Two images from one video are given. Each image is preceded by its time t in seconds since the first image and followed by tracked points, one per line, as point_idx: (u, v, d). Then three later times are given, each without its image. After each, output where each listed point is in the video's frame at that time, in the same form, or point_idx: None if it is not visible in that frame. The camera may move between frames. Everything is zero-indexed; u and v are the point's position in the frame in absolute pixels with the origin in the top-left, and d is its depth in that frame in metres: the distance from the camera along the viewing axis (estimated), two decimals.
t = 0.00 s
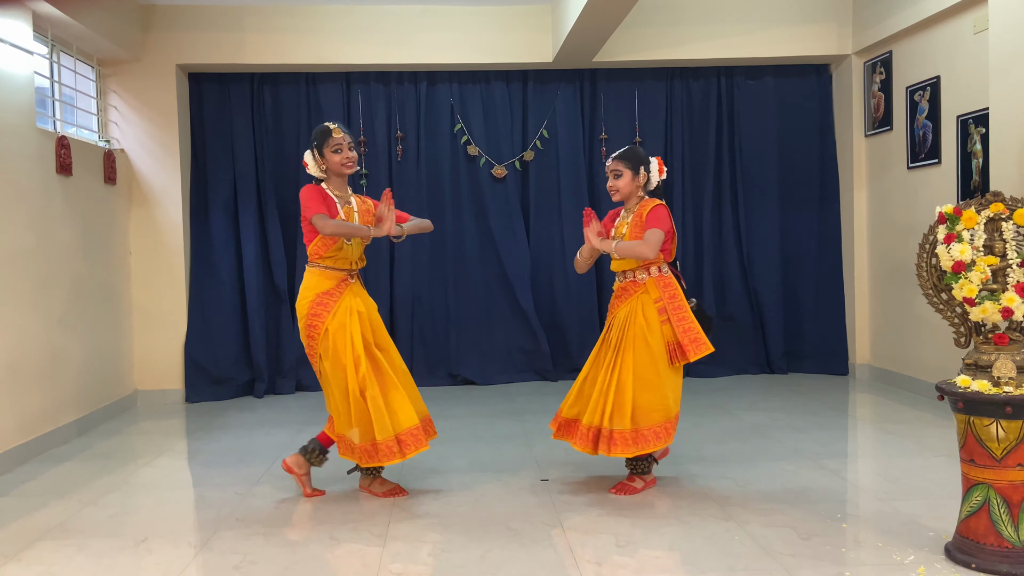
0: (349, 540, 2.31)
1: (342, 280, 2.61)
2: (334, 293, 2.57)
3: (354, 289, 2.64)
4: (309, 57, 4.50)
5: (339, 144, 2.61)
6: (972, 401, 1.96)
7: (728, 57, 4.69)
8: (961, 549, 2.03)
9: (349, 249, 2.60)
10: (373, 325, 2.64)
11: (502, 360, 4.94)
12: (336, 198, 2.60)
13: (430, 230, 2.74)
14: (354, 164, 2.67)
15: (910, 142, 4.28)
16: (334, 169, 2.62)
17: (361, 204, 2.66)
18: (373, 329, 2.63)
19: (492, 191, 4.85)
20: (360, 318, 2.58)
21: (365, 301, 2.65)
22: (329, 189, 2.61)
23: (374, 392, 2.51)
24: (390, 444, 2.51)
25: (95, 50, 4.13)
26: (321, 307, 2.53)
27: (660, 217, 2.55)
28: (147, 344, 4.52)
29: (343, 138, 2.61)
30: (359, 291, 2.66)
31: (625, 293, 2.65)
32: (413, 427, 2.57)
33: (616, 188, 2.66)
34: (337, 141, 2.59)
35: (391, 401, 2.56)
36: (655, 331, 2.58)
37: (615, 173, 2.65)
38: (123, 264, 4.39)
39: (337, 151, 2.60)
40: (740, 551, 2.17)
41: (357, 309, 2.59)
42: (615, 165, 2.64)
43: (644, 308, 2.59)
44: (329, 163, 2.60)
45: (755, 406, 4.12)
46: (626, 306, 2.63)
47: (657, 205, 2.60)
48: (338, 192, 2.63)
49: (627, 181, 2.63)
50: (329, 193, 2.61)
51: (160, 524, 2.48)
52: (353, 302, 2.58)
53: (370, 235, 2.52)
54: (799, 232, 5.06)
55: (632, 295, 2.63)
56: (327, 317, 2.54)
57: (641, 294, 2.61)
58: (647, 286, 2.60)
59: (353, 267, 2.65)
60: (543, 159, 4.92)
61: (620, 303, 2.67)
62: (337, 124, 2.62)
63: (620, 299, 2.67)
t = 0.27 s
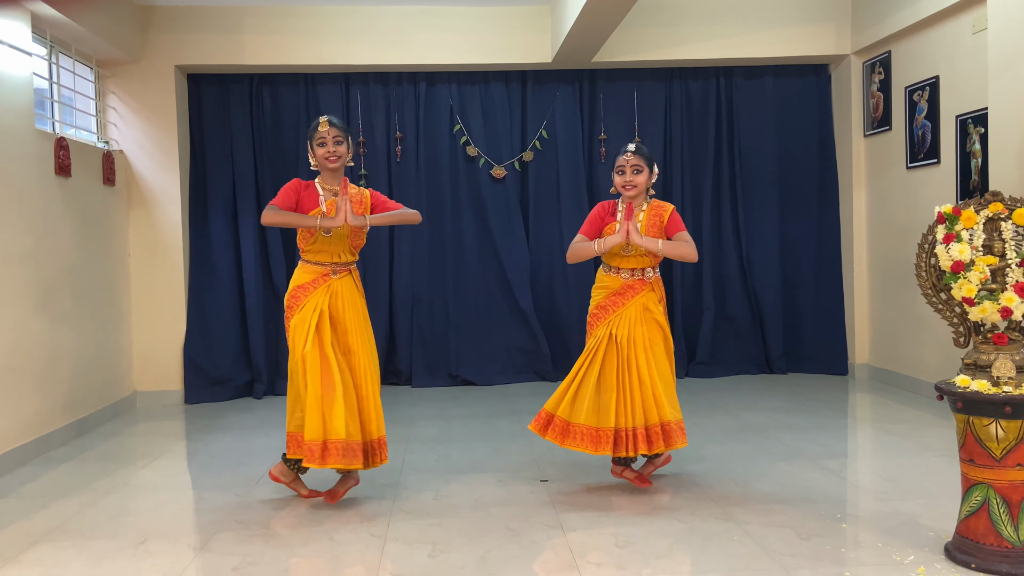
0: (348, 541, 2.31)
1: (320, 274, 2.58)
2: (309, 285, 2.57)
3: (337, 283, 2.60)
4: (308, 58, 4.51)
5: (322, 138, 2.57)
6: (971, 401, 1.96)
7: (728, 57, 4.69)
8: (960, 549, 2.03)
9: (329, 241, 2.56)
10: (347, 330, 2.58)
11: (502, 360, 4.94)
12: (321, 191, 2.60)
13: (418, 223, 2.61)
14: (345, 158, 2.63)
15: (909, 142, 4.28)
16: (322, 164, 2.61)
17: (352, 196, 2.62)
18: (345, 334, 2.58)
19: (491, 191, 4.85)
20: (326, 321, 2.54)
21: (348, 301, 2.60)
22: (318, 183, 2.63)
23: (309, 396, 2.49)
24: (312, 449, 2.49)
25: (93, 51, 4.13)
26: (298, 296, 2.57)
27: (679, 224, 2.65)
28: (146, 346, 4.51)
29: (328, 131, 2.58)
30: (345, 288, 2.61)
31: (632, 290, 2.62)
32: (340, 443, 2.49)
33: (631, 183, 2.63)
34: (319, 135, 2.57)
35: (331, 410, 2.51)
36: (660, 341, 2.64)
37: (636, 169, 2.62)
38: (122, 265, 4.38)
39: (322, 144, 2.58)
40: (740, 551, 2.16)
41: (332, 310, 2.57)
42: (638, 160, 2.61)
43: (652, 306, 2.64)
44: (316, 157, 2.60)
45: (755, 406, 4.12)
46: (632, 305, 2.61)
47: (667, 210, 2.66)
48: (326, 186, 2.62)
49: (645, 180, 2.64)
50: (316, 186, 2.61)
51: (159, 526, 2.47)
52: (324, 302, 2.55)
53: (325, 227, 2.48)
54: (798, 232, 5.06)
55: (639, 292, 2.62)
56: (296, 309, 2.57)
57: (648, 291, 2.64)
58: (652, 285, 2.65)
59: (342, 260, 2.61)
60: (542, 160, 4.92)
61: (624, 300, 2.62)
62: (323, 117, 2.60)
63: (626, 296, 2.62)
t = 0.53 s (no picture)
0: (347, 542, 2.30)
1: (317, 283, 2.56)
2: (307, 294, 2.55)
3: (333, 292, 2.55)
4: (307, 59, 4.51)
5: (322, 148, 2.56)
6: (970, 401, 1.96)
7: (727, 57, 4.69)
8: (960, 549, 2.03)
9: (328, 251, 2.53)
10: (336, 343, 2.51)
11: (501, 361, 4.93)
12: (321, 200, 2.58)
13: (412, 230, 2.56)
14: (347, 166, 2.60)
15: (908, 142, 4.29)
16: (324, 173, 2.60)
17: (353, 204, 2.58)
18: (331, 348, 2.51)
19: (490, 192, 4.85)
20: (314, 333, 2.49)
21: (341, 314, 2.53)
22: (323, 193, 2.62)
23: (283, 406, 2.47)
24: (274, 460, 2.47)
25: (92, 52, 4.13)
26: (296, 305, 2.57)
27: (679, 230, 2.69)
28: (145, 347, 4.51)
29: (329, 141, 2.56)
30: (340, 299, 2.55)
31: (636, 294, 2.61)
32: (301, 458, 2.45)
33: (635, 180, 2.63)
34: (321, 144, 2.56)
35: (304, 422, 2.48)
36: (663, 349, 2.66)
37: (639, 166, 2.64)
38: (121, 266, 4.38)
39: (322, 154, 2.56)
40: (739, 551, 2.16)
41: (323, 322, 2.51)
42: (641, 158, 2.63)
43: (653, 309, 2.65)
44: (319, 166, 2.59)
45: (755, 406, 4.12)
46: (638, 310, 2.59)
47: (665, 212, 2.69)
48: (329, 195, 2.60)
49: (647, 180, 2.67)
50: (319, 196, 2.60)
51: (158, 527, 2.47)
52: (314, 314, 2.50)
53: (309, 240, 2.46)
54: (797, 232, 5.06)
55: (643, 295, 2.62)
56: (294, 316, 2.56)
57: (648, 295, 2.65)
58: (651, 288, 2.67)
59: (340, 269, 2.57)
60: (541, 160, 4.92)
61: (631, 304, 2.59)
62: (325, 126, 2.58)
63: (631, 299, 2.60)
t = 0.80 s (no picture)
0: (347, 542, 2.30)
1: (338, 271, 2.57)
2: (328, 282, 2.57)
3: (353, 280, 2.56)
4: (306, 59, 4.51)
5: (334, 135, 2.56)
6: (969, 401, 1.96)
7: (727, 57, 4.69)
8: (959, 549, 2.03)
9: (346, 239, 2.54)
10: (351, 332, 2.52)
11: (501, 361, 4.94)
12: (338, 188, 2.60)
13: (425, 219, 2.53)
14: (361, 152, 2.61)
15: (907, 143, 4.29)
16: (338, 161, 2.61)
17: (369, 190, 2.60)
18: (346, 336, 2.52)
19: (489, 192, 4.85)
20: (331, 321, 2.51)
21: (360, 303, 2.54)
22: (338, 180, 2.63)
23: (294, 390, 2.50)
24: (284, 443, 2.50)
25: (91, 53, 4.13)
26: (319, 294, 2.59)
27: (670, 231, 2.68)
28: (145, 347, 4.51)
29: (341, 127, 2.56)
30: (361, 288, 2.55)
31: (632, 291, 2.61)
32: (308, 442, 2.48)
33: (628, 177, 2.63)
34: (332, 130, 2.56)
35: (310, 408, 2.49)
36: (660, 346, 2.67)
37: (631, 163, 2.64)
38: (120, 267, 4.37)
39: (335, 141, 2.57)
40: (739, 552, 2.16)
41: (341, 309, 2.53)
42: (633, 155, 2.63)
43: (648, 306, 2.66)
44: (333, 153, 2.59)
45: (754, 406, 4.12)
46: (636, 307, 2.60)
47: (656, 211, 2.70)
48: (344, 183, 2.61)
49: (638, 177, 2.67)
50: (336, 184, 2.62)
51: (158, 528, 2.47)
52: (333, 301, 2.52)
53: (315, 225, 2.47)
54: (797, 232, 5.06)
55: (639, 292, 2.63)
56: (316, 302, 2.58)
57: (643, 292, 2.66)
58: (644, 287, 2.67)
59: (360, 258, 2.57)
60: (541, 161, 4.92)
61: (630, 301, 2.59)
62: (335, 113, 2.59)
63: (629, 297, 2.60)
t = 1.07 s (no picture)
0: (347, 542, 2.30)
1: (359, 278, 2.61)
2: (350, 288, 2.61)
3: (374, 286, 2.58)
4: (306, 60, 4.51)
5: (345, 148, 2.57)
6: (969, 402, 1.96)
7: (726, 57, 4.69)
8: (959, 549, 2.03)
9: (365, 249, 2.56)
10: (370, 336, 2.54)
11: (501, 361, 4.94)
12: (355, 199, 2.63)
13: (440, 238, 2.52)
14: (373, 161, 2.62)
15: (907, 143, 4.29)
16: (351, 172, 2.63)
17: (384, 196, 2.61)
18: (363, 338, 2.54)
19: (489, 192, 4.85)
20: (350, 323, 2.53)
21: (379, 307, 2.55)
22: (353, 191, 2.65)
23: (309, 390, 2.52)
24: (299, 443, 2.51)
25: (91, 53, 4.13)
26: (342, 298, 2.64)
27: (695, 218, 2.60)
28: (144, 347, 4.51)
29: (351, 138, 2.56)
30: (381, 292, 2.57)
31: (640, 290, 2.60)
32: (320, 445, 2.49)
33: (625, 175, 2.59)
34: (342, 143, 2.57)
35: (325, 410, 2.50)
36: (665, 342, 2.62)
37: (625, 163, 2.60)
38: (120, 267, 4.37)
39: (347, 152, 2.58)
40: (738, 552, 2.17)
41: (359, 312, 2.55)
42: (623, 155, 2.60)
43: (658, 304, 2.64)
44: (345, 164, 2.61)
45: (753, 407, 4.12)
46: (642, 304, 2.60)
47: (673, 203, 2.62)
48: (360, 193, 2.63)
49: (639, 173, 2.62)
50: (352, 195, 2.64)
51: (158, 528, 2.47)
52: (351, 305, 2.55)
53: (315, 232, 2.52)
54: (797, 233, 5.06)
55: (648, 291, 2.61)
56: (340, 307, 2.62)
57: (655, 291, 2.64)
58: (659, 285, 2.65)
59: (380, 264, 2.60)
60: (540, 161, 4.92)
61: (634, 299, 2.59)
62: (343, 123, 2.58)
63: (633, 295, 2.60)
